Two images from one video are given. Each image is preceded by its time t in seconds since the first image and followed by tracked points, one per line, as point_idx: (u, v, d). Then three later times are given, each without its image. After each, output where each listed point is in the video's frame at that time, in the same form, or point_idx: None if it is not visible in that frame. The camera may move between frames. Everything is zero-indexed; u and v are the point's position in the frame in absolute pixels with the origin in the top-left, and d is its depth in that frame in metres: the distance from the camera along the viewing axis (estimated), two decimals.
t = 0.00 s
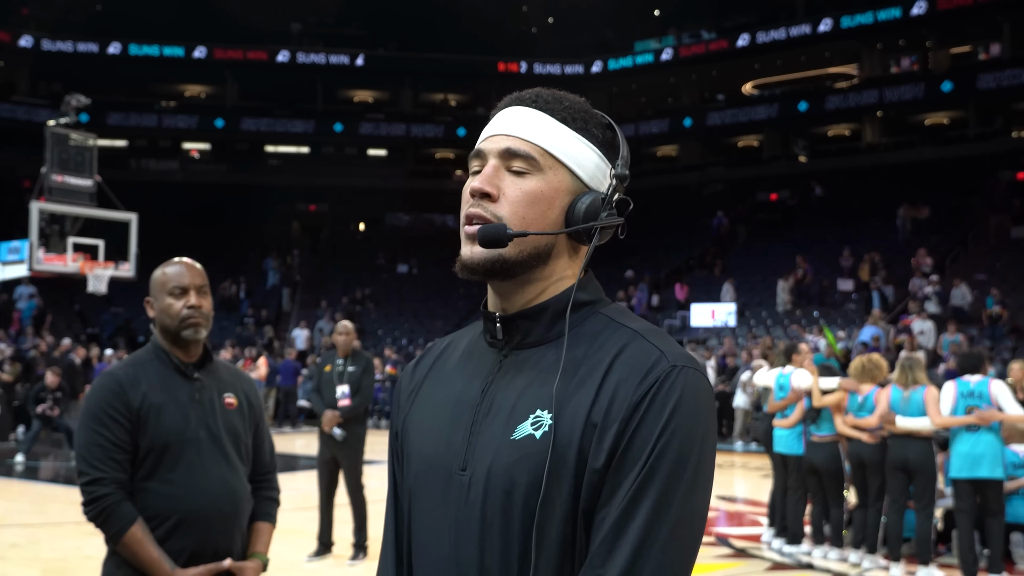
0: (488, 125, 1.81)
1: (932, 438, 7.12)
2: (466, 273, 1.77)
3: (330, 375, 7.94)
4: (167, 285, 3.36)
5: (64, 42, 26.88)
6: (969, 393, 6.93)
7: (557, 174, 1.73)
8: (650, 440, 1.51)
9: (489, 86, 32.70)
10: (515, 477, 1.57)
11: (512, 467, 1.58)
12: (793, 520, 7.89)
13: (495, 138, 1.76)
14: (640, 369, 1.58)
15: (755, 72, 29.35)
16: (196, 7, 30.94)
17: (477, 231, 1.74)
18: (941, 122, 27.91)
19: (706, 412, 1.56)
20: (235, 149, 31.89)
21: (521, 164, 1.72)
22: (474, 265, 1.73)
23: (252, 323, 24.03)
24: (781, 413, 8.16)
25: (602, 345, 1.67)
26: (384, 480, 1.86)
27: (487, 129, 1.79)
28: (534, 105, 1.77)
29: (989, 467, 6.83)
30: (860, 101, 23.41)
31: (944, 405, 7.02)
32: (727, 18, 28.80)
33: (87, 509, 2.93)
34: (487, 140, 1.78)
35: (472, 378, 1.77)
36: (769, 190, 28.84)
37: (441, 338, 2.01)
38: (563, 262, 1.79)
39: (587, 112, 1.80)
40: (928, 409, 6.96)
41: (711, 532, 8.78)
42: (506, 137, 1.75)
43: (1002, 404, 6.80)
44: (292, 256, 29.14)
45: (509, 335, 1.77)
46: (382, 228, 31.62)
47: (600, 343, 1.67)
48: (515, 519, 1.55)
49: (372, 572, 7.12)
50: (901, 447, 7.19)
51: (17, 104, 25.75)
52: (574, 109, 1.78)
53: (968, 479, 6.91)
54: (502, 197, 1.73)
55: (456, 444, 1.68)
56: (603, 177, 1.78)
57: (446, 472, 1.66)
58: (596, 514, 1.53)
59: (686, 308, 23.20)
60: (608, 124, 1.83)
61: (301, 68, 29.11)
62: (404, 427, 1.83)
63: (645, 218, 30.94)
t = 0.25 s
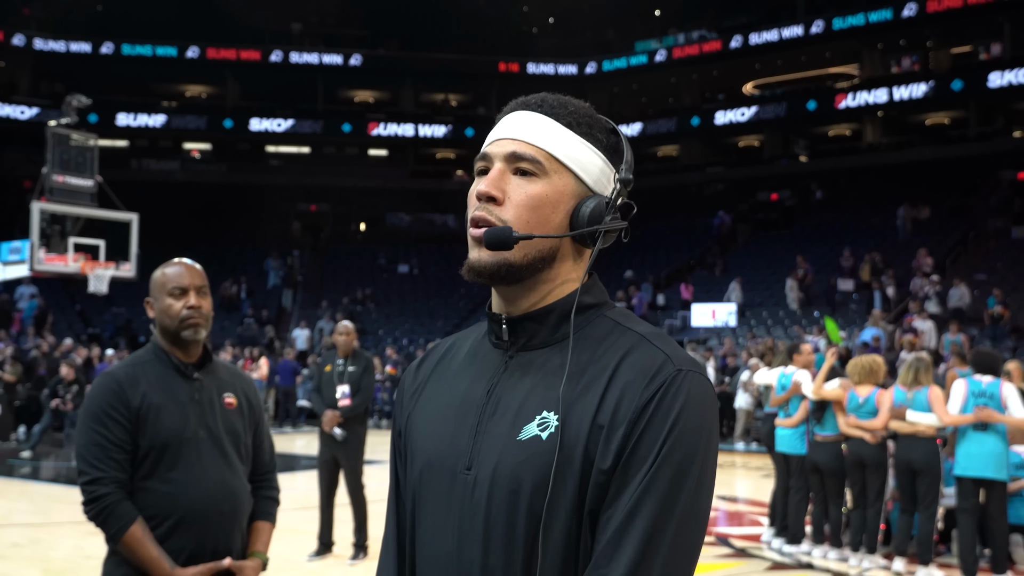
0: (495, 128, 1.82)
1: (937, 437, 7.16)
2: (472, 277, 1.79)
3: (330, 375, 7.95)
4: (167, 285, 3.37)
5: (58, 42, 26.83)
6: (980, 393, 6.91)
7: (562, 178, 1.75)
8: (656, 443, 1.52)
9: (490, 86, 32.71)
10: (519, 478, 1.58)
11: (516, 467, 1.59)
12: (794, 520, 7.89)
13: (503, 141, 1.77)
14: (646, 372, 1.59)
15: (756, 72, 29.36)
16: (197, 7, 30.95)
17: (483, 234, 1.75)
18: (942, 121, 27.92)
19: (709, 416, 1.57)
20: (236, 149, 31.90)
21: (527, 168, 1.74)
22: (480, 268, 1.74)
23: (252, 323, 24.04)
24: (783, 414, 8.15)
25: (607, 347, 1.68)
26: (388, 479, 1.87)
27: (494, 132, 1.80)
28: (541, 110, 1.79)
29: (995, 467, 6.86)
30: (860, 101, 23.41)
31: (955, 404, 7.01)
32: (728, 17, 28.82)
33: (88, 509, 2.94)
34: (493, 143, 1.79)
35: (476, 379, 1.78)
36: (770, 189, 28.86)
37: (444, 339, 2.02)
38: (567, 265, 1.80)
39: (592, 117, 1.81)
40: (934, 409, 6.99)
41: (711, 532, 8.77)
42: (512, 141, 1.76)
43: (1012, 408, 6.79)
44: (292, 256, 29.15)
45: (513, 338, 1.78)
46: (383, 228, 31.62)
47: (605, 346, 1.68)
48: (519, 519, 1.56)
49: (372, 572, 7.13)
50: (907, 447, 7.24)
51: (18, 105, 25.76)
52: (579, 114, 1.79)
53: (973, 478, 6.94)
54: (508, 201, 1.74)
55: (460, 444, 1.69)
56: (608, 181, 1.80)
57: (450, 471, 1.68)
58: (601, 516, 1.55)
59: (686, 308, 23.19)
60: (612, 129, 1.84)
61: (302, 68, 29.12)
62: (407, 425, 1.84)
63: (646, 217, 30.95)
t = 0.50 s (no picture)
0: (496, 132, 1.83)
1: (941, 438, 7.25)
2: (472, 280, 1.79)
3: (330, 375, 7.97)
4: (166, 286, 3.38)
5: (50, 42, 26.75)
6: (986, 393, 7.05)
7: (562, 182, 1.76)
8: (652, 445, 1.53)
9: (491, 86, 32.72)
10: (517, 478, 1.59)
11: (514, 467, 1.60)
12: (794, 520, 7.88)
13: (503, 145, 1.78)
14: (643, 374, 1.60)
15: (756, 73, 29.38)
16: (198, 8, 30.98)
17: (483, 237, 1.75)
18: (942, 122, 27.93)
19: (704, 419, 1.58)
20: (237, 149, 31.92)
21: (527, 171, 1.75)
22: (480, 271, 1.74)
23: (253, 323, 24.06)
24: (783, 414, 8.15)
25: (604, 349, 1.69)
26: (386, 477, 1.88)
27: (495, 135, 1.81)
28: (540, 114, 1.80)
29: (1005, 467, 6.87)
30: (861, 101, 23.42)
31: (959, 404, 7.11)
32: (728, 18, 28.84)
33: (88, 508, 2.96)
34: (494, 146, 1.80)
35: (475, 380, 1.79)
36: (770, 190, 28.89)
37: (443, 339, 2.02)
38: (565, 268, 1.81)
39: (592, 121, 1.82)
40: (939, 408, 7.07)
41: (711, 532, 8.78)
42: (513, 146, 1.77)
43: (1015, 406, 6.95)
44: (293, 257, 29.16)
45: (511, 340, 1.79)
46: (384, 228, 31.63)
47: (602, 349, 1.69)
48: (515, 519, 1.58)
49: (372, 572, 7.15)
50: (910, 448, 7.29)
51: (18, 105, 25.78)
52: (579, 119, 1.80)
53: (983, 477, 6.97)
54: (508, 205, 1.75)
55: (458, 444, 1.70)
56: (607, 185, 1.81)
57: (447, 470, 1.69)
58: (597, 516, 1.56)
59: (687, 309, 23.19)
60: (612, 133, 1.86)
61: (302, 68, 29.14)
62: (406, 424, 1.85)
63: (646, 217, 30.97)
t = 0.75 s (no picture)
0: (490, 136, 1.84)
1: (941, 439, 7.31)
2: (465, 282, 1.80)
3: (329, 376, 7.98)
4: (165, 287, 3.38)
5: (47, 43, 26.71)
6: (984, 392, 7.03)
7: (553, 186, 1.77)
8: (642, 446, 1.54)
9: (491, 86, 32.72)
10: (510, 478, 1.60)
11: (507, 467, 1.61)
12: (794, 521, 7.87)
13: (495, 148, 1.79)
14: (635, 375, 1.62)
15: (756, 74, 29.39)
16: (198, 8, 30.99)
17: (475, 240, 1.76)
18: (942, 122, 27.95)
19: (696, 421, 1.59)
20: (237, 150, 31.93)
21: (518, 175, 1.76)
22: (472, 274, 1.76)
23: (253, 323, 24.06)
24: (783, 414, 8.16)
25: (598, 351, 1.70)
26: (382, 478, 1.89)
27: (488, 139, 1.82)
28: (533, 117, 1.81)
29: (1003, 466, 6.90)
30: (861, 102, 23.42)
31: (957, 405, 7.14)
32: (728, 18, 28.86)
33: (87, 508, 2.97)
34: (487, 150, 1.80)
35: (470, 381, 1.80)
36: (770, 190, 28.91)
37: (439, 342, 2.03)
38: (558, 270, 1.82)
39: (584, 124, 1.83)
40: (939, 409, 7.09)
41: (710, 532, 8.79)
42: (505, 149, 1.78)
43: (1013, 406, 6.92)
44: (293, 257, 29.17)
45: (505, 341, 1.80)
46: (384, 229, 31.63)
47: (596, 350, 1.70)
48: (509, 519, 1.59)
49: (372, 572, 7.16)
50: (912, 449, 7.33)
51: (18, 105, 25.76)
52: (572, 121, 1.81)
53: (982, 477, 6.97)
54: (499, 208, 1.76)
55: (453, 444, 1.71)
56: (600, 187, 1.82)
57: (441, 469, 1.70)
58: (589, 516, 1.57)
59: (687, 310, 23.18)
60: (605, 136, 1.87)
61: (303, 69, 29.14)
62: (402, 424, 1.86)
63: (646, 218, 30.98)
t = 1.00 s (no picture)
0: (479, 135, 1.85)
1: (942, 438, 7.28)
2: (452, 282, 1.81)
3: (329, 376, 7.99)
4: (163, 286, 3.38)
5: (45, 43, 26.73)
6: (980, 392, 7.06)
7: (540, 184, 1.77)
8: (632, 444, 1.55)
9: (491, 86, 32.73)
10: (503, 479, 1.61)
11: (499, 467, 1.62)
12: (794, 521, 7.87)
13: (482, 148, 1.81)
14: (625, 375, 1.62)
15: (756, 74, 29.40)
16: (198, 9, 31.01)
17: (460, 240, 1.78)
18: (942, 122, 27.95)
19: (686, 419, 1.59)
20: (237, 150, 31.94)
21: (504, 175, 1.77)
22: (458, 275, 1.77)
23: (253, 323, 24.06)
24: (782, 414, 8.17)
25: (590, 350, 1.71)
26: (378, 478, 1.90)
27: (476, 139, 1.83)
28: (521, 117, 1.82)
29: (1001, 465, 6.92)
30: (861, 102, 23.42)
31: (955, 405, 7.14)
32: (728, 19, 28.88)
33: (86, 507, 2.98)
34: (475, 149, 1.82)
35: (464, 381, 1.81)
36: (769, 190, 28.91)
37: (434, 341, 2.04)
38: (545, 269, 1.82)
39: (573, 122, 1.84)
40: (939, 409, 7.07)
41: (710, 532, 8.79)
42: (491, 149, 1.79)
43: (1010, 406, 6.97)
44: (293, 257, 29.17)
45: (497, 340, 1.80)
46: (384, 229, 31.64)
47: (587, 350, 1.71)
48: (502, 518, 1.59)
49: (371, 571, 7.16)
50: (914, 448, 7.29)
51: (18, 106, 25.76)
52: (560, 120, 1.82)
53: (979, 476, 6.99)
54: (485, 207, 1.78)
55: (446, 444, 1.72)
56: (588, 186, 1.82)
57: (435, 468, 1.71)
58: (581, 516, 1.58)
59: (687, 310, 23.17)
60: (594, 135, 1.87)
61: (303, 69, 29.16)
62: (397, 425, 1.87)
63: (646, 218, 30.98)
